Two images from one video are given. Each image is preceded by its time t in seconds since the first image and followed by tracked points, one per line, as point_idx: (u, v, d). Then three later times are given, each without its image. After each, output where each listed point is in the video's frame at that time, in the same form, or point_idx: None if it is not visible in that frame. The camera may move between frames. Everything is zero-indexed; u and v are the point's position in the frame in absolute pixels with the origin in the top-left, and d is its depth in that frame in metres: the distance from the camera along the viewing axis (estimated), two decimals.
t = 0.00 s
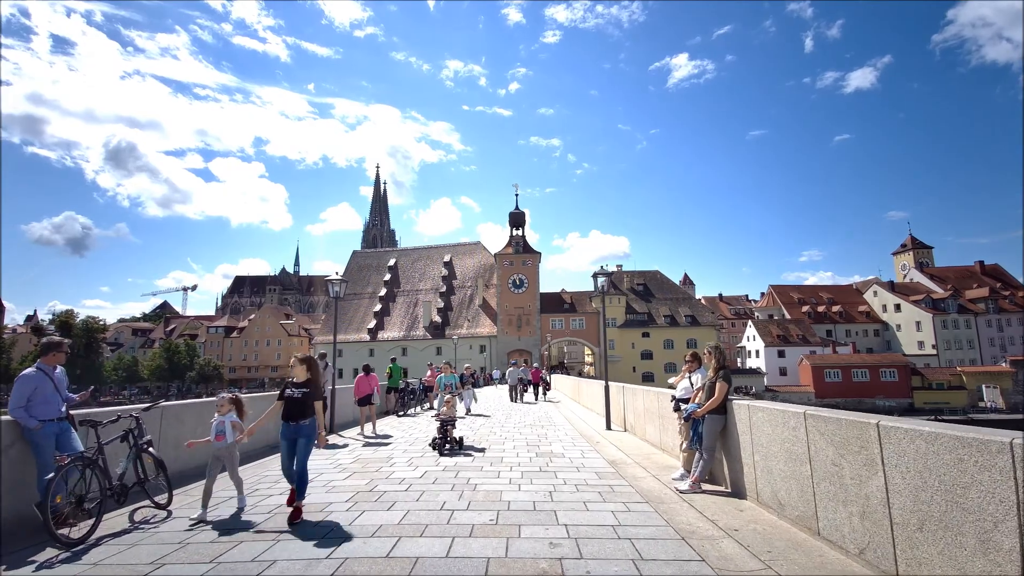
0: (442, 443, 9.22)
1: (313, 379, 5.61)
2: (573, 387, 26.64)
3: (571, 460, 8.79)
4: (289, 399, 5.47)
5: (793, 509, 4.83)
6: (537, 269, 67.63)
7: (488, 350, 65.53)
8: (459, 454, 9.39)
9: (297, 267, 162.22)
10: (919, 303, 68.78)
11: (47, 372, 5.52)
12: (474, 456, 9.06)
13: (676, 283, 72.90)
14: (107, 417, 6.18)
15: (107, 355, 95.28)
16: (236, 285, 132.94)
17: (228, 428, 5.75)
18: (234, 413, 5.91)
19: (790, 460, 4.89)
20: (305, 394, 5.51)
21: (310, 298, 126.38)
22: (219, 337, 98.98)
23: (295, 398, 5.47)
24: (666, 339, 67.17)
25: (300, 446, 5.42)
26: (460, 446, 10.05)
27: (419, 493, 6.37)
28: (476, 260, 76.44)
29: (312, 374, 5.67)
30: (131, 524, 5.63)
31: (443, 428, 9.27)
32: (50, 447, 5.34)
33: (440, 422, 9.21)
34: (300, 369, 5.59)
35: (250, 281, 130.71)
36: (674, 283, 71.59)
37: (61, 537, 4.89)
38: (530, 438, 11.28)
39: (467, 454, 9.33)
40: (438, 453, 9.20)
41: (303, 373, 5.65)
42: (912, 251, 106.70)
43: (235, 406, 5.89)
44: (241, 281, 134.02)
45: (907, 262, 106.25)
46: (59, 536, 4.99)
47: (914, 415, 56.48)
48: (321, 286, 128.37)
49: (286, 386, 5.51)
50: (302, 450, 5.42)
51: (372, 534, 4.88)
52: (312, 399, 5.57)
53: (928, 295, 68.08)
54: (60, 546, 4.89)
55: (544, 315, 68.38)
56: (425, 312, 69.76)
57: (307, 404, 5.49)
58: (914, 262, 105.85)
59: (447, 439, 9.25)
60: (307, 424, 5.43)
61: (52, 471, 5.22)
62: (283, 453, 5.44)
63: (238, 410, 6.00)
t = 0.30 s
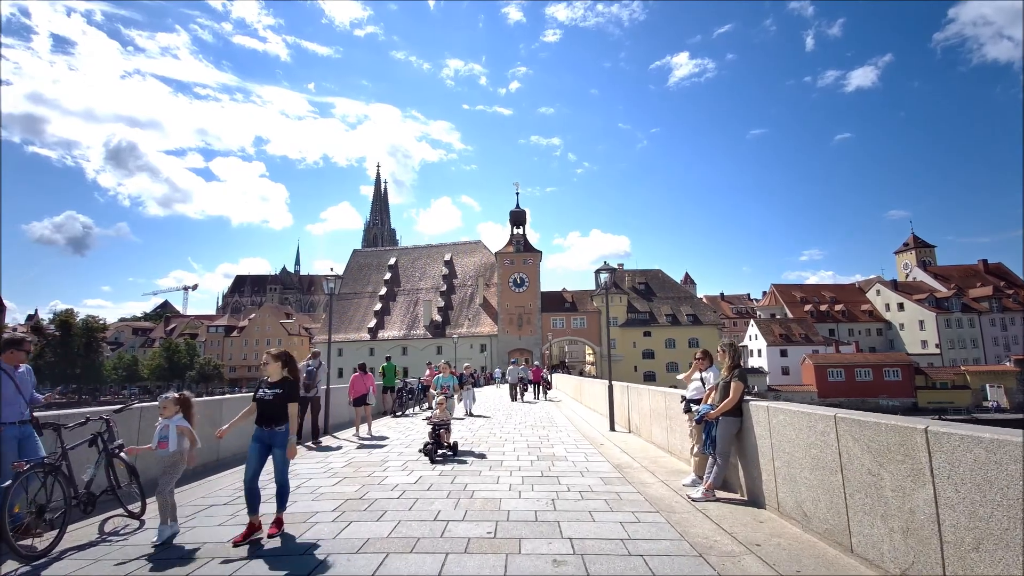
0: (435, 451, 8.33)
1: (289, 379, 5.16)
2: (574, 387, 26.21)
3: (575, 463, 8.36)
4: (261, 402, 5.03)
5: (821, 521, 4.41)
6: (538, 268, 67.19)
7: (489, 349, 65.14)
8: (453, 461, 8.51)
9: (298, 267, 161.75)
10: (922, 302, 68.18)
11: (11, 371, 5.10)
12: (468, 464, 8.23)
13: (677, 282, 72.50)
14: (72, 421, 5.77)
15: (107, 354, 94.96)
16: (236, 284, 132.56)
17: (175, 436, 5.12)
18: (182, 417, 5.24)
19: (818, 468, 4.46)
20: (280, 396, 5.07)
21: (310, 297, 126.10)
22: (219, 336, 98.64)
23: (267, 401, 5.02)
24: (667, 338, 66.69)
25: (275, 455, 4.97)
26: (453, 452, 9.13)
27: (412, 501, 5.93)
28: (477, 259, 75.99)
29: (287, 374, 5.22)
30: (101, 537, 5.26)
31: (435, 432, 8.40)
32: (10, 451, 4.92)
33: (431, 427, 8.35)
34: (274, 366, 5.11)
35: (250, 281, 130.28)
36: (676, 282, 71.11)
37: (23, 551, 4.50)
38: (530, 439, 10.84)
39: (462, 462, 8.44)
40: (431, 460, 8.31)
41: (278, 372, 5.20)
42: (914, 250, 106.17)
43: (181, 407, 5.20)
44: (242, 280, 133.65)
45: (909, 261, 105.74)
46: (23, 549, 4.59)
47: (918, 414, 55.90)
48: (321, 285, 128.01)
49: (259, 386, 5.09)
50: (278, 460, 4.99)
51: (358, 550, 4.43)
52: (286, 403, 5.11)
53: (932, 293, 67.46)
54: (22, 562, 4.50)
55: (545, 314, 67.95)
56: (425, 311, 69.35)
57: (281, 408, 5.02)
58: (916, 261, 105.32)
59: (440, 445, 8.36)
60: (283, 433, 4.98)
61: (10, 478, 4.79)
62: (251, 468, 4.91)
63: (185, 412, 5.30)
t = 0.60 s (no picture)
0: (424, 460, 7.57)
1: (243, 383, 4.51)
2: (576, 387, 25.79)
3: (579, 469, 7.90)
4: (212, 414, 4.36)
5: (858, 539, 4.01)
6: (540, 267, 66.76)
7: (490, 349, 64.70)
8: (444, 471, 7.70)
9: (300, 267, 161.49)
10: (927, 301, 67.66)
11: None
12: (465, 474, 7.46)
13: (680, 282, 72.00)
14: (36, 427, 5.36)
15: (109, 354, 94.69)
16: (238, 284, 132.36)
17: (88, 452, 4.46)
18: (102, 431, 4.60)
19: (854, 480, 4.06)
20: (234, 404, 4.40)
21: (312, 297, 125.90)
22: (220, 336, 98.37)
23: (219, 411, 4.37)
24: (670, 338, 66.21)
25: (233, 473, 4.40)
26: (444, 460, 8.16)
27: (405, 512, 5.49)
28: (479, 259, 75.55)
29: (242, 377, 4.56)
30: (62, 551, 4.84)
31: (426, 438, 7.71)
32: None
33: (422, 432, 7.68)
34: (225, 370, 4.49)
35: (252, 281, 130.07)
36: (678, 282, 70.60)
37: None
38: (533, 442, 10.41)
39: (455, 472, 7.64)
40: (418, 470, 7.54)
41: (231, 376, 4.55)
42: (917, 250, 105.61)
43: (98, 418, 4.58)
44: (244, 280, 133.45)
45: (913, 261, 105.19)
46: None
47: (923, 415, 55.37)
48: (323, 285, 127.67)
49: (209, 395, 4.43)
50: (232, 478, 4.37)
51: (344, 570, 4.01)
52: (243, 411, 4.44)
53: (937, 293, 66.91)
54: None
55: (547, 313, 67.56)
56: (427, 311, 68.94)
57: (233, 418, 4.35)
58: (919, 261, 104.77)
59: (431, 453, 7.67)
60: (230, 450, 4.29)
61: None
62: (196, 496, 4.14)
63: (106, 424, 4.67)
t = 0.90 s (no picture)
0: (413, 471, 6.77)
1: (180, 385, 3.90)
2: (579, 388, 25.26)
3: (585, 475, 7.44)
4: (142, 421, 3.77)
5: (904, 562, 3.65)
6: (541, 267, 66.34)
7: (491, 349, 64.22)
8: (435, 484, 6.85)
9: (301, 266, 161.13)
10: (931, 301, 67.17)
11: None
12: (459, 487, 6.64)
13: (682, 281, 71.55)
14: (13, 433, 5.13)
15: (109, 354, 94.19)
16: (239, 283, 132.06)
17: None
18: None
19: (903, 497, 3.63)
20: (168, 411, 3.80)
21: (313, 297, 125.41)
22: (221, 336, 97.88)
23: (152, 419, 3.77)
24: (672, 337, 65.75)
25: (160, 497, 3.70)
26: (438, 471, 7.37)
27: (398, 526, 5.04)
28: (480, 258, 75.11)
29: (182, 378, 3.96)
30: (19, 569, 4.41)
31: (416, 447, 7.04)
32: None
33: (411, 440, 7.03)
34: (160, 368, 3.85)
35: (253, 280, 129.72)
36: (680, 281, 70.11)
37: None
38: (535, 447, 9.96)
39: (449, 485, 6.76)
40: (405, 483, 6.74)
41: (168, 377, 3.93)
42: (920, 249, 105.15)
43: None
44: (245, 279, 133.14)
45: (915, 260, 104.72)
46: None
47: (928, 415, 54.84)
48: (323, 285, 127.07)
49: (140, 401, 3.85)
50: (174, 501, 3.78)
51: None
52: (185, 419, 3.85)
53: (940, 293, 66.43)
54: None
55: (548, 313, 67.17)
56: (427, 310, 68.48)
57: (171, 425, 3.75)
58: (922, 260, 104.27)
59: (421, 461, 6.95)
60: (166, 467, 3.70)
61: None
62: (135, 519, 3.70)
63: None
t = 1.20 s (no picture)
0: (393, 486, 5.94)
1: (81, 400, 3.32)
2: (580, 388, 24.75)
3: (589, 483, 6.97)
4: (25, 445, 3.17)
5: None
6: (542, 266, 65.91)
7: (492, 349, 63.76)
8: (418, 500, 6.04)
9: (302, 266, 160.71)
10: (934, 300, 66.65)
11: None
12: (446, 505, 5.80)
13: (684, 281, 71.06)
14: None
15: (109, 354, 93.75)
16: (240, 284, 131.70)
17: None
18: None
19: (962, 516, 3.20)
20: (56, 435, 3.19)
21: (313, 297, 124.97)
22: (221, 336, 97.44)
23: (36, 444, 3.16)
24: (674, 337, 65.24)
25: (40, 535, 3.17)
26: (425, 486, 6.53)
27: (385, 543, 4.57)
28: (480, 258, 74.69)
29: (84, 391, 3.39)
30: None
31: (396, 460, 6.20)
32: None
33: (392, 451, 6.24)
34: (55, 379, 3.28)
35: (254, 280, 129.37)
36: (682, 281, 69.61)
37: None
38: (537, 451, 9.52)
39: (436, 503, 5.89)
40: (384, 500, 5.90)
41: (64, 391, 3.33)
42: (922, 249, 104.66)
43: None
44: (245, 279, 132.76)
45: (917, 260, 104.26)
46: None
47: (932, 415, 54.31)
48: (324, 285, 126.58)
49: (27, 419, 3.24)
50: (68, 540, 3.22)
51: None
52: (89, 447, 3.27)
53: (944, 292, 65.94)
54: None
55: (549, 313, 66.76)
56: (428, 310, 68.03)
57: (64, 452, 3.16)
58: (924, 260, 103.81)
59: (403, 475, 6.16)
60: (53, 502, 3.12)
61: None
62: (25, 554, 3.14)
63: None
